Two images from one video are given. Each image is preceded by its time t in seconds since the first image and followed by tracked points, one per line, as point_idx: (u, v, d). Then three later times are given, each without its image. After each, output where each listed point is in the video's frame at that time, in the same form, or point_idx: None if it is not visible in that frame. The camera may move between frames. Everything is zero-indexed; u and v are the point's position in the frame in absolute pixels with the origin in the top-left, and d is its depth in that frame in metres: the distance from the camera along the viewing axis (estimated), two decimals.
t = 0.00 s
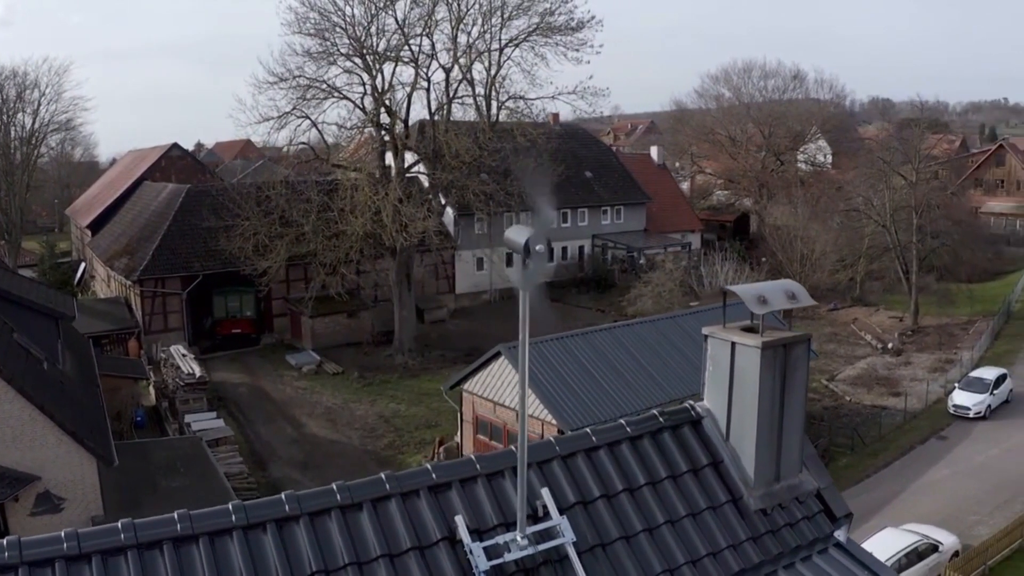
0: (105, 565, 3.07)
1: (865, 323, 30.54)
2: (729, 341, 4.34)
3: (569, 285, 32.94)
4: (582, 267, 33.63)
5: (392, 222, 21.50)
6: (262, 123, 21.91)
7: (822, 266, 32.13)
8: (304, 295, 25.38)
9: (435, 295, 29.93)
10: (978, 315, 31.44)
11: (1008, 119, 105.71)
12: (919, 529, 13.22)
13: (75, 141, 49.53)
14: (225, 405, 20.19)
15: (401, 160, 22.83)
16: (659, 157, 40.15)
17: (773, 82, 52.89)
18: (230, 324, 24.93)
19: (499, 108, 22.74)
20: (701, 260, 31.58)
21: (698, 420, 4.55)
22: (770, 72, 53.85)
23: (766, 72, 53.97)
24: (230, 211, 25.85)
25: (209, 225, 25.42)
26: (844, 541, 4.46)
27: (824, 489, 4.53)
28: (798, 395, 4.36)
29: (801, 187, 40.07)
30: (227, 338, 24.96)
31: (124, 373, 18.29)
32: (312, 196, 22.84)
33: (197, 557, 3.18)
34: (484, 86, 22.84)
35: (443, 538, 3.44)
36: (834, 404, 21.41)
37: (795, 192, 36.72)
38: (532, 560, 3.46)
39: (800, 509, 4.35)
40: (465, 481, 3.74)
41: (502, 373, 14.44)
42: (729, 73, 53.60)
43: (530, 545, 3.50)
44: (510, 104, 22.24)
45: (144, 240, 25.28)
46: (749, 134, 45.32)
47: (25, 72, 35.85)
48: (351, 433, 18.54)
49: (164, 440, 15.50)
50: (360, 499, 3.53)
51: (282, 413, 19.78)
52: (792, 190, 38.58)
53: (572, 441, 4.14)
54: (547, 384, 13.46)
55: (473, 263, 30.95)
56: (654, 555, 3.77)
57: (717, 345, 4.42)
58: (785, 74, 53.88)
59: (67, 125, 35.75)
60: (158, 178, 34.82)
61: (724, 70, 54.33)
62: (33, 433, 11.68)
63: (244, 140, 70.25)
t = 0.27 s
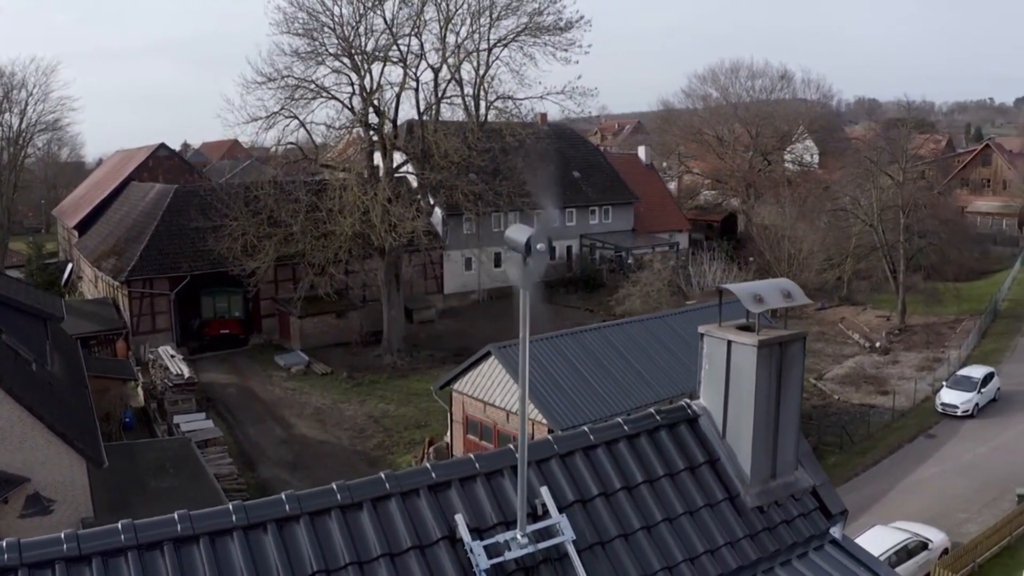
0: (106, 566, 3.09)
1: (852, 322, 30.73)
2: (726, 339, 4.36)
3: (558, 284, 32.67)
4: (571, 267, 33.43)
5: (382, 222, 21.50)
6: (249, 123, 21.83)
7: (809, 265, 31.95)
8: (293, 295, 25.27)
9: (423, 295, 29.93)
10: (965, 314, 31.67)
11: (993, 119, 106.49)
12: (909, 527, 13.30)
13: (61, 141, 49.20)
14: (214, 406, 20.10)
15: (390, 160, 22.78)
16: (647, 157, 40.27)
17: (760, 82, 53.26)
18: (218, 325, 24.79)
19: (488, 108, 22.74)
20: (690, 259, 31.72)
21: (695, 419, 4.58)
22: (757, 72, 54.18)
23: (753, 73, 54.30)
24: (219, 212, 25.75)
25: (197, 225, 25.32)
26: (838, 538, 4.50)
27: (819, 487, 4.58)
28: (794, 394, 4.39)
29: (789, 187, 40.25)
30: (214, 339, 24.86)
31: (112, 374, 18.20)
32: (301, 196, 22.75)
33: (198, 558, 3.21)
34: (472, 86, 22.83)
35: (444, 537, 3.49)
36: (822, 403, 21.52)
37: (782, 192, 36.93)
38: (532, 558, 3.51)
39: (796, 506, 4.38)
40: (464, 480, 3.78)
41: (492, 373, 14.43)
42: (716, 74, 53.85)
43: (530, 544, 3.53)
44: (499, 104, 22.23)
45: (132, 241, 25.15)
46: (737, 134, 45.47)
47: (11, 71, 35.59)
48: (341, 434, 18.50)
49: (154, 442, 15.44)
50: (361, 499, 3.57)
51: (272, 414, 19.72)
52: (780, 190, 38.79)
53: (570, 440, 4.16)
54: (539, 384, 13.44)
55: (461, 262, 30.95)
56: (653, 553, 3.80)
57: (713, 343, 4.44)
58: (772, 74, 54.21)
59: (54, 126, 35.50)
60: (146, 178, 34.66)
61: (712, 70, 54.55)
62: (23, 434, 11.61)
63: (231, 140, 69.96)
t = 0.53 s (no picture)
0: (106, 566, 3.09)
1: (850, 322, 30.76)
2: (725, 339, 4.36)
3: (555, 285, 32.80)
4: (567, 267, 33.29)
5: (379, 222, 21.49)
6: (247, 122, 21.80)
7: (808, 264, 31.61)
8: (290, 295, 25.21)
9: (421, 295, 29.93)
10: (961, 313, 31.71)
11: (989, 118, 106.62)
12: (907, 527, 13.31)
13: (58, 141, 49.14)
14: (212, 407, 20.08)
15: (387, 160, 22.75)
16: (644, 156, 40.31)
17: (757, 82, 53.40)
18: (216, 324, 25.04)
19: (485, 108, 22.72)
20: (687, 259, 31.74)
21: (694, 418, 4.59)
22: (754, 73, 54.30)
23: (750, 73, 54.40)
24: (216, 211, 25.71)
25: (195, 225, 25.28)
26: (837, 537, 4.50)
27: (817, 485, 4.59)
28: (793, 393, 4.40)
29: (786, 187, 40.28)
30: (212, 339, 25.04)
31: (110, 374, 18.17)
32: (298, 195, 22.73)
33: (198, 557, 3.21)
34: (470, 86, 22.81)
35: (444, 536, 3.50)
36: (820, 402, 21.54)
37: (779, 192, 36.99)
38: (532, 558, 3.51)
39: (796, 505, 4.38)
40: (464, 480, 3.79)
41: (490, 373, 14.42)
42: (713, 74, 53.93)
43: (530, 544, 3.54)
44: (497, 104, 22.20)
45: (129, 241, 25.10)
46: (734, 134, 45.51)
47: (9, 71, 35.56)
48: (339, 434, 18.48)
49: (152, 442, 15.42)
50: (361, 498, 3.57)
51: (269, 414, 19.70)
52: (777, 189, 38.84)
53: (570, 439, 4.16)
54: (536, 384, 13.43)
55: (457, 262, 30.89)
56: (653, 552, 3.81)
57: (713, 342, 4.44)
58: (769, 74, 54.32)
59: (51, 125, 35.45)
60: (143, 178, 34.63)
61: (709, 70, 54.61)
62: (20, 434, 11.59)
63: (228, 140, 69.92)
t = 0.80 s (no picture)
0: (106, 566, 3.09)
1: (850, 322, 30.76)
2: (725, 338, 4.36)
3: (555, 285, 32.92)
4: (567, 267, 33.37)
5: (379, 223, 21.49)
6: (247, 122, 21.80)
7: (808, 265, 31.68)
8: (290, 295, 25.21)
9: (421, 295, 29.93)
10: (961, 313, 31.71)
11: (989, 118, 106.64)
12: (907, 527, 13.31)
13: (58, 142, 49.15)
14: (212, 407, 20.08)
15: (387, 160, 22.74)
16: (644, 156, 40.33)
17: (757, 82, 53.46)
18: (216, 324, 25.07)
19: (485, 108, 22.71)
20: (687, 259, 31.75)
21: (694, 418, 4.59)
22: (754, 73, 54.33)
23: (750, 73, 54.42)
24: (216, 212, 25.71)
25: (195, 225, 25.28)
26: (838, 537, 4.50)
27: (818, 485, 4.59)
28: (793, 393, 4.40)
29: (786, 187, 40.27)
30: (212, 339, 25.04)
31: (109, 374, 18.17)
32: (298, 195, 22.74)
33: (198, 557, 3.21)
34: (470, 86, 22.81)
35: (444, 536, 3.50)
36: (820, 402, 21.54)
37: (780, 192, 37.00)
38: (532, 558, 3.51)
39: (795, 505, 4.38)
40: (464, 479, 3.79)
41: (490, 373, 14.42)
42: (713, 74, 53.94)
43: (530, 544, 3.54)
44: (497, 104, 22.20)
45: (129, 241, 25.10)
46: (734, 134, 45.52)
47: (8, 72, 35.56)
48: (339, 434, 18.48)
49: (152, 442, 15.42)
50: (361, 499, 3.57)
51: (269, 414, 19.70)
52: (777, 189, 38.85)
53: (570, 439, 4.16)
54: (536, 383, 13.43)
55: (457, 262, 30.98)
56: (653, 552, 3.81)
57: (713, 342, 4.44)
58: (769, 74, 54.36)
59: (51, 125, 35.46)
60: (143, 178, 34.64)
61: (709, 70, 54.64)
62: (20, 434, 11.59)
63: (227, 140, 69.92)
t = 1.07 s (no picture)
0: (106, 566, 3.10)
1: (850, 322, 30.75)
2: (725, 338, 4.36)
3: (555, 285, 33.01)
4: (568, 267, 33.46)
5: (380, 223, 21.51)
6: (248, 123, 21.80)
7: (808, 265, 31.75)
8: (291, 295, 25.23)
9: (421, 295, 29.95)
10: (962, 314, 31.71)
11: (990, 119, 106.63)
12: (907, 527, 13.30)
13: (60, 142, 49.22)
14: (212, 407, 20.09)
15: (388, 160, 22.72)
16: (645, 157, 40.36)
17: (757, 83, 53.49)
18: (217, 325, 25.05)
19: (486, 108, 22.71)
20: (688, 259, 31.75)
21: (694, 418, 4.59)
22: (755, 73, 54.35)
23: (751, 73, 54.45)
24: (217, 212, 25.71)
25: (196, 225, 25.29)
26: (837, 537, 4.51)
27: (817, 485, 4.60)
28: (793, 393, 4.40)
29: (787, 187, 40.25)
30: (213, 339, 25.07)
31: (110, 374, 18.19)
32: (299, 196, 22.75)
33: (199, 557, 3.21)
34: (470, 86, 22.81)
35: (444, 536, 3.50)
36: (820, 402, 21.54)
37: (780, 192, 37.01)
38: (532, 558, 3.52)
39: (795, 505, 4.39)
40: (464, 480, 3.79)
41: (490, 373, 14.41)
42: (714, 74, 53.97)
43: (530, 544, 3.54)
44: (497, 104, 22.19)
45: (130, 241, 25.11)
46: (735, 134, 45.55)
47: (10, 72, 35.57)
48: (340, 434, 18.48)
49: (153, 442, 15.43)
50: (361, 498, 3.57)
51: (270, 414, 19.70)
52: (778, 189, 38.85)
53: (570, 439, 4.17)
54: (536, 383, 13.44)
55: (458, 262, 31.06)
56: (653, 552, 3.80)
57: (713, 342, 4.45)
58: (770, 75, 54.40)
59: (52, 125, 35.49)
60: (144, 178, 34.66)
61: (710, 70, 54.65)
62: (21, 435, 11.59)
63: (228, 141, 69.96)
